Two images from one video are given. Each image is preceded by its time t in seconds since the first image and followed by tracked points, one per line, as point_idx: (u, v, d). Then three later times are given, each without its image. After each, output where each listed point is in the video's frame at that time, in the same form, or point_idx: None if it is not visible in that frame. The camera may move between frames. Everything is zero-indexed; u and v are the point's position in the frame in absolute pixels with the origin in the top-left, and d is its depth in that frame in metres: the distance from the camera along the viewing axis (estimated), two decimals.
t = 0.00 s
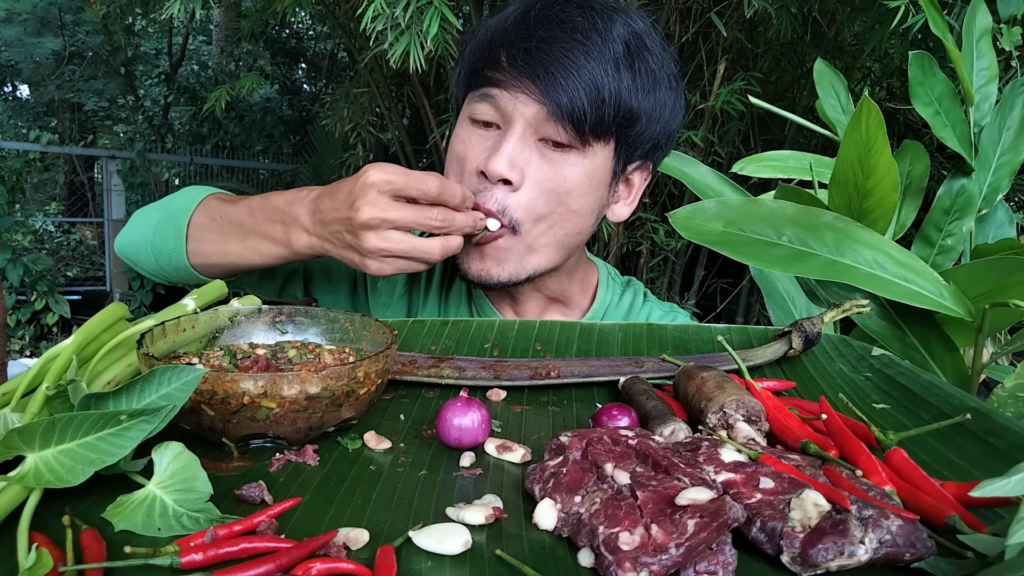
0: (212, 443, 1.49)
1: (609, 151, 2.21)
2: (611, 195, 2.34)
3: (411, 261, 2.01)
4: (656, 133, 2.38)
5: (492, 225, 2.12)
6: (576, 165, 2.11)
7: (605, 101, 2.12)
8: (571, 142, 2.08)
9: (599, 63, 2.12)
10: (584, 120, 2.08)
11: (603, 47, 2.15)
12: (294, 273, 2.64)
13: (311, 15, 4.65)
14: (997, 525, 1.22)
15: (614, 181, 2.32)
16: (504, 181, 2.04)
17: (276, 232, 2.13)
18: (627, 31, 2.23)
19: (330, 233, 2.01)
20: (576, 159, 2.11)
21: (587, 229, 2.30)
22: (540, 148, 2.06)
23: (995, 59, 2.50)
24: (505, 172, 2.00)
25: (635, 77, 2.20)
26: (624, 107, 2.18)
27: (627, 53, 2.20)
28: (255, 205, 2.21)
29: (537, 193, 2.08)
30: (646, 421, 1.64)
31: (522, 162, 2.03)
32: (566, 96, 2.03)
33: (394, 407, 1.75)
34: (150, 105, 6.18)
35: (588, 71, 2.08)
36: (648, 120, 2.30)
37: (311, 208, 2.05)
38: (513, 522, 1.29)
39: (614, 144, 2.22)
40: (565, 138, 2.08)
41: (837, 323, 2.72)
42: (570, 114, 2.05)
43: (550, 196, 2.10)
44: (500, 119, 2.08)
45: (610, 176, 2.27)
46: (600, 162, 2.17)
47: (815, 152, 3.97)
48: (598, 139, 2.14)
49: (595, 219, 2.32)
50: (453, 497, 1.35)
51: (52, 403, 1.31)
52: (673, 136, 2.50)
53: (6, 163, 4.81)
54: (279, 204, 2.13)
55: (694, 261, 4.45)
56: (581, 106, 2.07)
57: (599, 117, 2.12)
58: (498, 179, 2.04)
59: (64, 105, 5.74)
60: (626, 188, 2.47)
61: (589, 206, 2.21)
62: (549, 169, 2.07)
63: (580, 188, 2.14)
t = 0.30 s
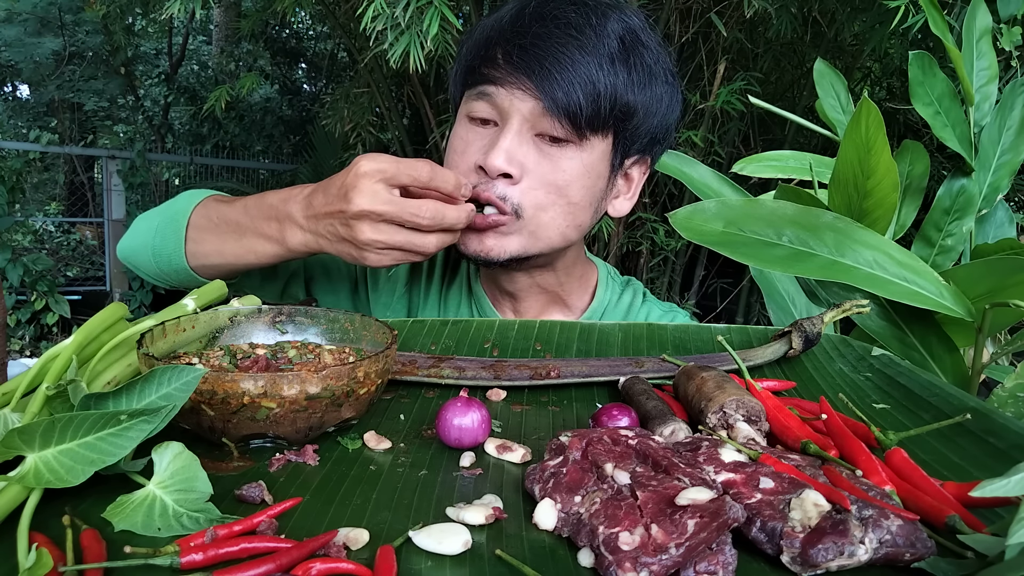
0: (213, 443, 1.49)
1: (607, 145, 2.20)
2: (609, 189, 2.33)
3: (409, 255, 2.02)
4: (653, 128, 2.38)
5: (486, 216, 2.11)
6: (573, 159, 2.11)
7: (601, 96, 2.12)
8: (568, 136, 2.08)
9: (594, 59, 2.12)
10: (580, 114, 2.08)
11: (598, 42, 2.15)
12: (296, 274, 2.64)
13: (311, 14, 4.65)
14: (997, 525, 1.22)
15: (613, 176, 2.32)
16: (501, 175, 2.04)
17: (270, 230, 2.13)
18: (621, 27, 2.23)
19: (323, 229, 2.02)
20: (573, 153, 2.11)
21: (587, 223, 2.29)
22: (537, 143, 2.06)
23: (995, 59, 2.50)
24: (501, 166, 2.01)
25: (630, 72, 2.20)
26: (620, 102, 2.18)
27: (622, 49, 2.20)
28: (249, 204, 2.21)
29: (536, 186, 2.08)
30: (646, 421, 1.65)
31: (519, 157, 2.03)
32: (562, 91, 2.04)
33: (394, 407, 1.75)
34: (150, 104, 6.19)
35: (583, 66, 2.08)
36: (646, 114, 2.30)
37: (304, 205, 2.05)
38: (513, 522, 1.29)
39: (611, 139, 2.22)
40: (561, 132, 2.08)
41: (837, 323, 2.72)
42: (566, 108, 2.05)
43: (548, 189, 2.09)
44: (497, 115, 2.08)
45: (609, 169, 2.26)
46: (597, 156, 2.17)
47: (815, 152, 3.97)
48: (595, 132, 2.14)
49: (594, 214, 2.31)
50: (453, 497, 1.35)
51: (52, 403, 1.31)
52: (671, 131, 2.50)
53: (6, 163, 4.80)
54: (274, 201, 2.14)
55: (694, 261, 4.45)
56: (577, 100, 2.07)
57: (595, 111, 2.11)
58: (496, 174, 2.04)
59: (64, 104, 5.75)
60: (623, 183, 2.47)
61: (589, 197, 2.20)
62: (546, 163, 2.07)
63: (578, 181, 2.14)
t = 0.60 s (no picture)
0: (213, 443, 1.49)
1: (605, 142, 2.20)
2: (606, 188, 2.33)
3: (420, 247, 2.02)
4: (650, 128, 2.38)
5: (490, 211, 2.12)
6: (572, 156, 2.10)
7: (600, 93, 2.12)
8: (567, 132, 2.08)
9: (594, 56, 2.12)
10: (579, 110, 2.08)
11: (597, 39, 2.15)
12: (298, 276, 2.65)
13: (311, 14, 4.65)
14: (996, 525, 1.22)
15: (610, 174, 2.31)
16: (500, 170, 2.03)
17: (284, 232, 2.14)
18: (621, 26, 2.24)
19: (338, 226, 2.03)
20: (571, 149, 2.10)
21: (584, 221, 2.29)
22: (536, 139, 2.06)
23: (995, 59, 2.50)
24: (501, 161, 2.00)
25: (629, 71, 2.21)
26: (618, 100, 2.18)
27: (621, 47, 2.21)
28: (263, 207, 2.22)
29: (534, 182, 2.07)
30: (646, 421, 1.65)
31: (518, 152, 2.02)
32: (561, 88, 2.04)
33: (394, 407, 1.75)
34: (150, 105, 6.19)
35: (583, 63, 2.09)
36: (643, 114, 2.30)
37: (319, 206, 2.07)
38: (513, 522, 1.29)
39: (609, 136, 2.22)
40: (560, 129, 2.07)
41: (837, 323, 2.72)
42: (565, 104, 2.05)
43: (546, 185, 2.09)
44: (496, 111, 2.07)
45: (606, 167, 2.26)
46: (595, 153, 2.17)
47: (815, 152, 3.97)
48: (593, 129, 2.14)
49: (592, 212, 2.31)
50: (453, 497, 1.35)
51: (52, 403, 1.31)
52: (667, 132, 2.50)
53: (6, 163, 4.81)
54: (289, 204, 2.15)
55: (694, 261, 4.45)
56: (577, 97, 2.07)
57: (594, 108, 2.11)
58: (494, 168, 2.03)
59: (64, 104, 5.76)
60: (620, 183, 2.47)
61: (585, 195, 2.20)
62: (544, 159, 2.06)
63: (575, 178, 2.13)
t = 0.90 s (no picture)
0: (212, 443, 1.49)
1: (647, 149, 2.26)
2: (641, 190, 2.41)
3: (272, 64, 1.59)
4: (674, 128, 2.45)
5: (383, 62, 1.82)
6: (625, 165, 2.16)
7: (648, 104, 2.16)
8: (622, 143, 2.12)
9: (639, 67, 2.13)
10: (634, 122, 2.12)
11: (638, 49, 2.16)
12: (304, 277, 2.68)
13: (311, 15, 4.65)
14: (997, 525, 1.22)
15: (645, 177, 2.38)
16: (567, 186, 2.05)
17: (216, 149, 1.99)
18: (652, 32, 2.25)
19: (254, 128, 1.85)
20: (624, 159, 2.15)
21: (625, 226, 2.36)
22: (594, 152, 2.09)
23: (995, 59, 2.50)
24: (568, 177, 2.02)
25: (666, 78, 2.24)
26: (660, 108, 2.22)
27: (657, 54, 2.23)
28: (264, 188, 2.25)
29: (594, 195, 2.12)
30: (646, 421, 1.65)
31: (582, 168, 2.05)
32: (617, 101, 2.06)
33: (394, 407, 1.75)
34: (149, 105, 6.08)
35: (633, 75, 2.10)
36: (672, 117, 2.35)
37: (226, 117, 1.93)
38: (513, 522, 1.29)
39: (651, 142, 2.27)
40: (615, 140, 2.11)
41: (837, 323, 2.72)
42: (622, 117, 2.08)
43: (605, 197, 2.14)
44: (551, 126, 2.06)
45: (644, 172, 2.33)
46: (641, 161, 2.24)
47: (815, 152, 3.97)
48: (642, 138, 2.19)
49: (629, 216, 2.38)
50: (453, 498, 1.35)
51: (52, 403, 1.31)
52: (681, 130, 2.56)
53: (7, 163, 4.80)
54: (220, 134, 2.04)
55: (694, 261, 4.45)
56: (630, 110, 2.10)
57: (643, 119, 2.16)
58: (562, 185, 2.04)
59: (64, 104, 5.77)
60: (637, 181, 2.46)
61: (633, 200, 2.28)
62: (603, 171, 2.11)
63: (627, 186, 2.20)
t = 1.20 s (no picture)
0: (212, 443, 1.49)
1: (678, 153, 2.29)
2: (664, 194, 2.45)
3: None
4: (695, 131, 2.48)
5: None
6: (660, 172, 2.19)
7: (683, 110, 2.19)
8: (658, 150, 2.15)
9: (675, 73, 2.15)
10: (670, 128, 2.15)
11: (672, 54, 2.18)
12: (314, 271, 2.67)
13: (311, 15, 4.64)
14: (997, 525, 1.22)
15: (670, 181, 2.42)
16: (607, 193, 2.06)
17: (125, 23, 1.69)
18: (684, 37, 2.27)
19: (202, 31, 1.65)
20: (659, 165, 2.18)
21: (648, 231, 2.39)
22: (632, 158, 2.11)
23: (995, 59, 2.50)
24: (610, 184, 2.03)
25: (697, 83, 2.26)
26: (692, 113, 2.25)
27: (688, 58, 2.25)
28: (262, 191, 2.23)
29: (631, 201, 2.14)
30: (646, 421, 1.65)
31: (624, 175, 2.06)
32: (656, 107, 2.08)
33: (394, 407, 1.75)
34: (150, 105, 5.98)
35: (670, 81, 2.12)
36: (699, 126, 2.37)
37: None
38: (513, 522, 1.29)
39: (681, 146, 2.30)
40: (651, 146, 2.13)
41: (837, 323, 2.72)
42: (660, 124, 2.11)
43: (641, 204, 2.17)
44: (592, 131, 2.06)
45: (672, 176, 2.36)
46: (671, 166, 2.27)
47: (815, 152, 3.97)
48: (676, 143, 2.22)
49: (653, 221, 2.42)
50: (453, 497, 1.35)
51: (52, 403, 1.31)
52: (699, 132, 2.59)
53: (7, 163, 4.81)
54: None
55: (694, 261, 4.45)
56: (668, 116, 2.13)
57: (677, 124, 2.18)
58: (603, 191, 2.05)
59: (64, 104, 5.79)
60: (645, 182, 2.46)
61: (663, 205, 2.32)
62: (641, 177, 2.13)
63: (660, 192, 2.23)
